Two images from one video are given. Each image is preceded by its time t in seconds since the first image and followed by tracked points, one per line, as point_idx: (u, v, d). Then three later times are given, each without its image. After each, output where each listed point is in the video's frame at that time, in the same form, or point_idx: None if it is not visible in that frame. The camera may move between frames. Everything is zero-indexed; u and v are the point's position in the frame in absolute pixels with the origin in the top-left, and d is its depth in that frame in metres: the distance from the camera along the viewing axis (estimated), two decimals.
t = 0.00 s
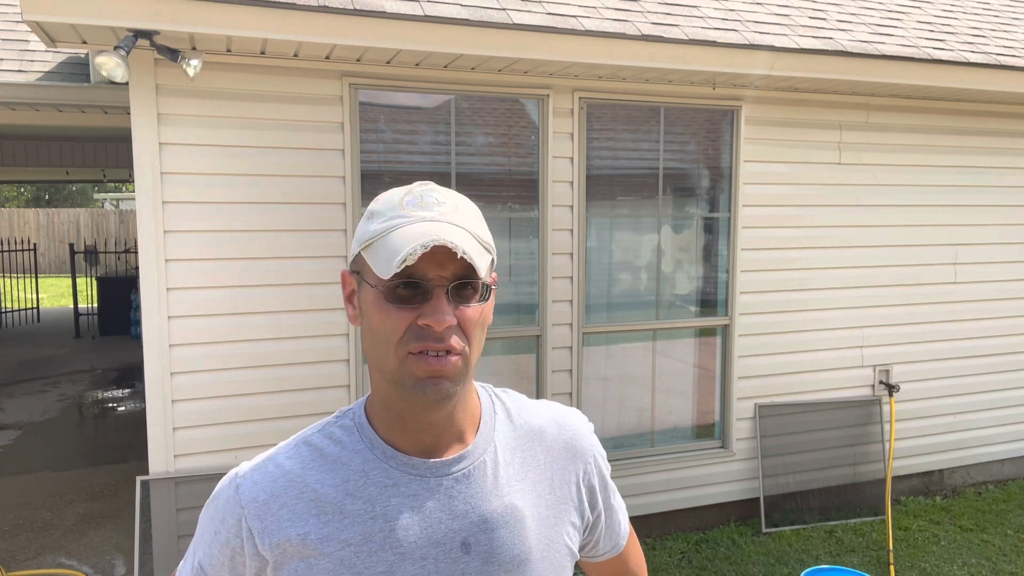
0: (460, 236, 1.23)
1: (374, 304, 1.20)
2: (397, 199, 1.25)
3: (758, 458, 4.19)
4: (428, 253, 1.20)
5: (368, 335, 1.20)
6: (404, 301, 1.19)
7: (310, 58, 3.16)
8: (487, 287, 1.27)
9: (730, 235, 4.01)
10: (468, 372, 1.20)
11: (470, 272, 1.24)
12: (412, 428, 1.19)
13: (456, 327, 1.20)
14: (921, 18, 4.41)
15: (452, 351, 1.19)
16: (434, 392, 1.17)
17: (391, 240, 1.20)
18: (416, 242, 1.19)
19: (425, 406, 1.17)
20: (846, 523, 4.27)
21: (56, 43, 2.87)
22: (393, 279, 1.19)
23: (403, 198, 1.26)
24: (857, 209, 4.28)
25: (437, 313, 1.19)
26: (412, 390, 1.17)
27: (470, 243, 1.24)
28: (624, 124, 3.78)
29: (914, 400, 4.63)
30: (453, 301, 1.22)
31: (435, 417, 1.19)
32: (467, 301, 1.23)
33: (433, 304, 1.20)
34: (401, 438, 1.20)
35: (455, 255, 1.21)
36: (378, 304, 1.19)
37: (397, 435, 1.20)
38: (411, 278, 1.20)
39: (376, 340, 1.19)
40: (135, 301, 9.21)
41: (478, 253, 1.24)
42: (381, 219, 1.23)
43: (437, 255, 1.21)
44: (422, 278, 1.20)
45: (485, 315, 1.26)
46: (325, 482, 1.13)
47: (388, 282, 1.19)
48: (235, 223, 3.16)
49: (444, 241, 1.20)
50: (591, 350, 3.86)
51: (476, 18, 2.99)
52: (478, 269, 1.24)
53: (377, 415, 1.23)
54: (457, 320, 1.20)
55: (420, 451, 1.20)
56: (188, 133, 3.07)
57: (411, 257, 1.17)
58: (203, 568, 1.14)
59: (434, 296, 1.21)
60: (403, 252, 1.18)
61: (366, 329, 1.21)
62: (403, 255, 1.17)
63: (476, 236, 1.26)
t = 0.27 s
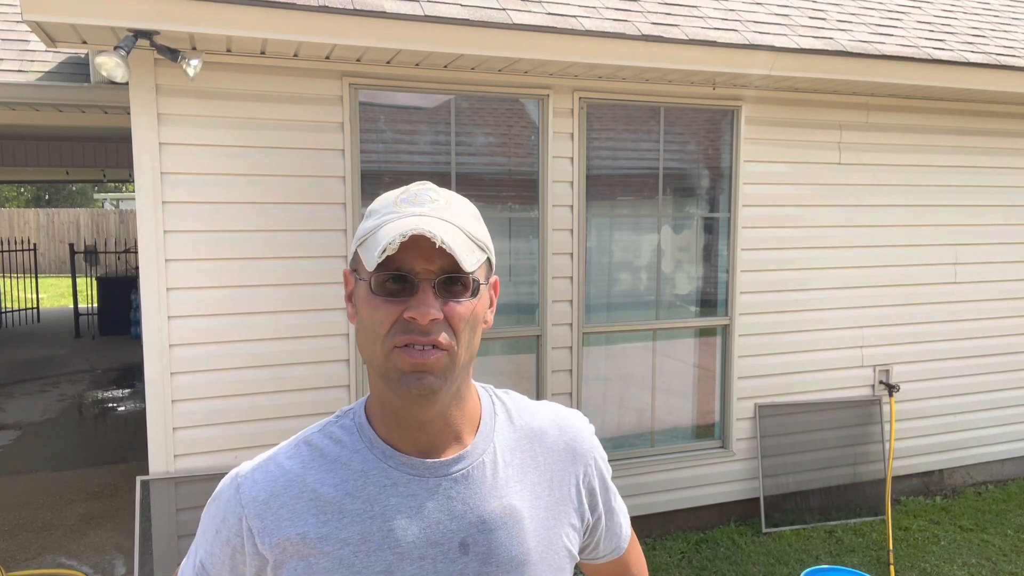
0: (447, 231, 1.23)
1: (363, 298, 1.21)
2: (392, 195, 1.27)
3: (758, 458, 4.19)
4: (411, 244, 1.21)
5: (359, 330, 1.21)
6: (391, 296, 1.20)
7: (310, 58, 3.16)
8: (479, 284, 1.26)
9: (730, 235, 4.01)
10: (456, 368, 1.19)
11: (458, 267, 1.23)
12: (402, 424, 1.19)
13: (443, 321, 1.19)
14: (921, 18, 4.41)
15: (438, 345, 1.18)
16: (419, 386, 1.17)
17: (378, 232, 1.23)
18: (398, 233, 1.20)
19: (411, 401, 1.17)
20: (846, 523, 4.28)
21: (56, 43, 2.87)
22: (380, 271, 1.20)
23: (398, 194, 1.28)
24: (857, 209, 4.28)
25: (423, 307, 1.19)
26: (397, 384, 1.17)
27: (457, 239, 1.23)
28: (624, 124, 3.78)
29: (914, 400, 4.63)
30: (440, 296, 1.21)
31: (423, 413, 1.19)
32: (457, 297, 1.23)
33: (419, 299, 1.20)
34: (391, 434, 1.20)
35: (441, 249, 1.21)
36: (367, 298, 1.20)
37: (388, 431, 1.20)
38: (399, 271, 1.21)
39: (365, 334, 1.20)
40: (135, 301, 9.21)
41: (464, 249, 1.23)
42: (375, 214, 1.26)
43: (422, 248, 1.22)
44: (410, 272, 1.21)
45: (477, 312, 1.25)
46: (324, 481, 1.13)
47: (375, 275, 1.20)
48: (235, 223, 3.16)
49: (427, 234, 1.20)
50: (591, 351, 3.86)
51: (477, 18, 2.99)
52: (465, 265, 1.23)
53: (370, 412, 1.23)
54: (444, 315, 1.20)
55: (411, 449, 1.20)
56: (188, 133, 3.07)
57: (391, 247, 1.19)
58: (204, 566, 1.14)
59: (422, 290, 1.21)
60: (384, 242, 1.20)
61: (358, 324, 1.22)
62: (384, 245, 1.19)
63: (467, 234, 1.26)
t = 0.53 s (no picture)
0: (447, 227, 1.23)
1: (365, 296, 1.21)
2: (393, 194, 1.28)
3: (758, 458, 4.19)
4: (411, 240, 1.21)
5: (362, 329, 1.21)
6: (392, 293, 1.20)
7: (310, 58, 3.16)
8: (481, 280, 1.25)
9: (730, 235, 4.01)
10: (459, 365, 1.19)
11: (459, 264, 1.23)
12: (406, 423, 1.19)
13: (444, 317, 1.19)
14: (921, 18, 4.41)
15: (440, 342, 1.18)
16: (421, 384, 1.16)
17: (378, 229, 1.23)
18: (397, 229, 1.20)
19: (414, 398, 1.17)
20: (846, 523, 4.28)
21: (56, 43, 2.87)
22: (380, 268, 1.21)
23: (399, 193, 1.29)
24: (857, 209, 4.28)
25: (424, 303, 1.19)
26: (399, 381, 1.17)
27: (457, 235, 1.23)
28: (624, 124, 3.78)
29: (914, 400, 4.63)
30: (442, 293, 1.21)
31: (426, 410, 1.19)
32: (458, 293, 1.23)
33: (420, 296, 1.20)
34: (396, 433, 1.20)
35: (441, 246, 1.21)
36: (369, 296, 1.21)
37: (393, 430, 1.20)
38: (399, 268, 1.21)
39: (368, 332, 1.20)
40: (135, 301, 9.21)
41: (464, 246, 1.23)
42: (376, 213, 1.27)
43: (422, 245, 1.22)
44: (410, 268, 1.21)
45: (480, 309, 1.24)
46: (326, 479, 1.13)
47: (376, 272, 1.21)
48: (235, 223, 3.16)
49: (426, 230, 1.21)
50: (591, 351, 3.86)
51: (476, 18, 2.99)
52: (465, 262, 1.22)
53: (375, 411, 1.23)
54: (445, 312, 1.20)
55: (416, 448, 1.20)
56: (188, 133, 3.06)
57: (390, 242, 1.20)
58: (206, 560, 1.14)
59: (423, 287, 1.21)
60: (383, 238, 1.20)
61: (361, 323, 1.23)
62: (383, 241, 1.20)
63: (468, 231, 1.26)
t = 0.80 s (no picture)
0: (446, 225, 1.23)
1: (365, 295, 1.21)
2: (392, 193, 1.28)
3: (758, 458, 4.19)
4: (410, 238, 1.22)
5: (363, 329, 1.21)
6: (392, 292, 1.20)
7: (310, 58, 3.16)
8: (481, 278, 1.26)
9: (730, 235, 4.01)
10: (461, 363, 1.19)
11: (460, 260, 1.23)
12: (408, 424, 1.19)
13: (446, 315, 1.19)
14: (921, 18, 4.41)
15: (442, 340, 1.18)
16: (424, 382, 1.16)
17: (378, 227, 1.23)
18: (397, 226, 1.21)
19: (416, 398, 1.17)
20: (846, 523, 4.28)
21: (56, 43, 2.87)
22: (380, 266, 1.21)
23: (398, 192, 1.29)
24: (857, 209, 4.28)
25: (425, 301, 1.19)
26: (401, 381, 1.17)
27: (457, 232, 1.23)
28: (624, 124, 3.78)
29: (914, 400, 4.63)
30: (442, 290, 1.21)
31: (429, 410, 1.19)
32: (459, 291, 1.22)
33: (421, 293, 1.20)
34: (399, 434, 1.20)
35: (441, 243, 1.22)
36: (370, 295, 1.20)
37: (395, 431, 1.20)
38: (400, 266, 1.21)
39: (369, 332, 1.20)
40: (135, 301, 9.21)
41: (464, 242, 1.23)
42: (375, 212, 1.27)
43: (422, 242, 1.22)
44: (410, 266, 1.21)
45: (480, 307, 1.24)
46: (327, 481, 1.13)
47: (376, 271, 1.21)
48: (235, 223, 3.16)
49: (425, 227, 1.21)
50: (591, 351, 3.86)
51: (476, 18, 2.99)
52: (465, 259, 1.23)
53: (377, 413, 1.23)
54: (447, 309, 1.20)
55: (418, 449, 1.20)
56: (188, 133, 3.07)
57: (390, 240, 1.20)
58: (207, 562, 1.14)
59: (423, 284, 1.21)
60: (383, 236, 1.20)
61: (361, 323, 1.23)
62: (383, 238, 1.20)
63: (467, 228, 1.26)
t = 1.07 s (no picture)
0: (449, 226, 1.23)
1: (366, 298, 1.21)
2: (392, 194, 1.28)
3: (758, 458, 4.19)
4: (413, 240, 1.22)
5: (364, 332, 1.21)
6: (394, 294, 1.20)
7: (310, 58, 3.16)
8: (483, 280, 1.26)
9: (730, 235, 4.01)
10: (464, 366, 1.19)
11: (462, 262, 1.24)
12: (410, 426, 1.20)
13: (448, 318, 1.20)
14: (920, 18, 4.41)
15: (445, 342, 1.18)
16: (427, 384, 1.16)
17: (380, 229, 1.23)
18: (401, 229, 1.20)
19: (419, 400, 1.17)
20: (846, 523, 4.28)
21: (56, 43, 2.87)
22: (382, 270, 1.21)
23: (397, 193, 1.28)
24: (857, 209, 4.28)
25: (427, 303, 1.19)
26: (404, 383, 1.17)
27: (459, 234, 1.24)
28: (624, 124, 3.78)
29: (914, 400, 4.63)
30: (445, 293, 1.21)
31: (431, 412, 1.19)
32: (460, 293, 1.23)
33: (423, 296, 1.20)
34: (401, 436, 1.20)
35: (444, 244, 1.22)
36: (371, 298, 1.20)
37: (397, 433, 1.20)
38: (402, 269, 1.21)
39: (371, 335, 1.20)
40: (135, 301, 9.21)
41: (467, 244, 1.23)
42: (375, 214, 1.27)
43: (425, 244, 1.22)
44: (412, 269, 1.22)
45: (482, 308, 1.25)
46: (326, 482, 1.13)
47: (378, 274, 1.21)
48: (234, 223, 3.16)
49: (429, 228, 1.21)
50: (591, 351, 3.86)
51: (476, 18, 2.99)
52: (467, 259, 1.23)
53: (378, 415, 1.23)
54: (450, 312, 1.20)
55: (421, 450, 1.21)
56: (188, 133, 3.06)
57: (394, 243, 1.19)
58: (204, 562, 1.14)
59: (425, 287, 1.21)
60: (386, 239, 1.20)
61: (362, 326, 1.23)
62: (386, 241, 1.20)
63: (468, 229, 1.26)
